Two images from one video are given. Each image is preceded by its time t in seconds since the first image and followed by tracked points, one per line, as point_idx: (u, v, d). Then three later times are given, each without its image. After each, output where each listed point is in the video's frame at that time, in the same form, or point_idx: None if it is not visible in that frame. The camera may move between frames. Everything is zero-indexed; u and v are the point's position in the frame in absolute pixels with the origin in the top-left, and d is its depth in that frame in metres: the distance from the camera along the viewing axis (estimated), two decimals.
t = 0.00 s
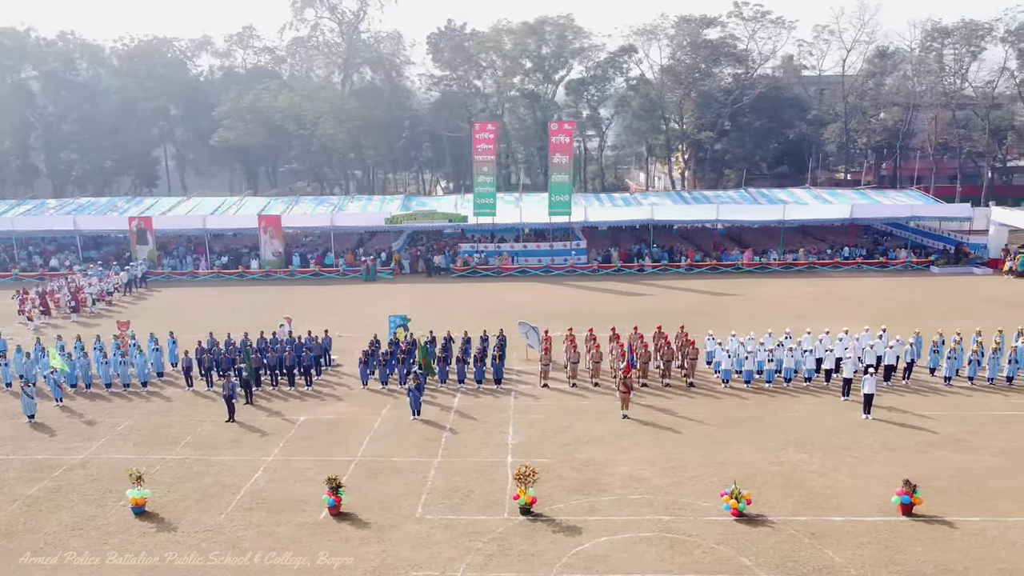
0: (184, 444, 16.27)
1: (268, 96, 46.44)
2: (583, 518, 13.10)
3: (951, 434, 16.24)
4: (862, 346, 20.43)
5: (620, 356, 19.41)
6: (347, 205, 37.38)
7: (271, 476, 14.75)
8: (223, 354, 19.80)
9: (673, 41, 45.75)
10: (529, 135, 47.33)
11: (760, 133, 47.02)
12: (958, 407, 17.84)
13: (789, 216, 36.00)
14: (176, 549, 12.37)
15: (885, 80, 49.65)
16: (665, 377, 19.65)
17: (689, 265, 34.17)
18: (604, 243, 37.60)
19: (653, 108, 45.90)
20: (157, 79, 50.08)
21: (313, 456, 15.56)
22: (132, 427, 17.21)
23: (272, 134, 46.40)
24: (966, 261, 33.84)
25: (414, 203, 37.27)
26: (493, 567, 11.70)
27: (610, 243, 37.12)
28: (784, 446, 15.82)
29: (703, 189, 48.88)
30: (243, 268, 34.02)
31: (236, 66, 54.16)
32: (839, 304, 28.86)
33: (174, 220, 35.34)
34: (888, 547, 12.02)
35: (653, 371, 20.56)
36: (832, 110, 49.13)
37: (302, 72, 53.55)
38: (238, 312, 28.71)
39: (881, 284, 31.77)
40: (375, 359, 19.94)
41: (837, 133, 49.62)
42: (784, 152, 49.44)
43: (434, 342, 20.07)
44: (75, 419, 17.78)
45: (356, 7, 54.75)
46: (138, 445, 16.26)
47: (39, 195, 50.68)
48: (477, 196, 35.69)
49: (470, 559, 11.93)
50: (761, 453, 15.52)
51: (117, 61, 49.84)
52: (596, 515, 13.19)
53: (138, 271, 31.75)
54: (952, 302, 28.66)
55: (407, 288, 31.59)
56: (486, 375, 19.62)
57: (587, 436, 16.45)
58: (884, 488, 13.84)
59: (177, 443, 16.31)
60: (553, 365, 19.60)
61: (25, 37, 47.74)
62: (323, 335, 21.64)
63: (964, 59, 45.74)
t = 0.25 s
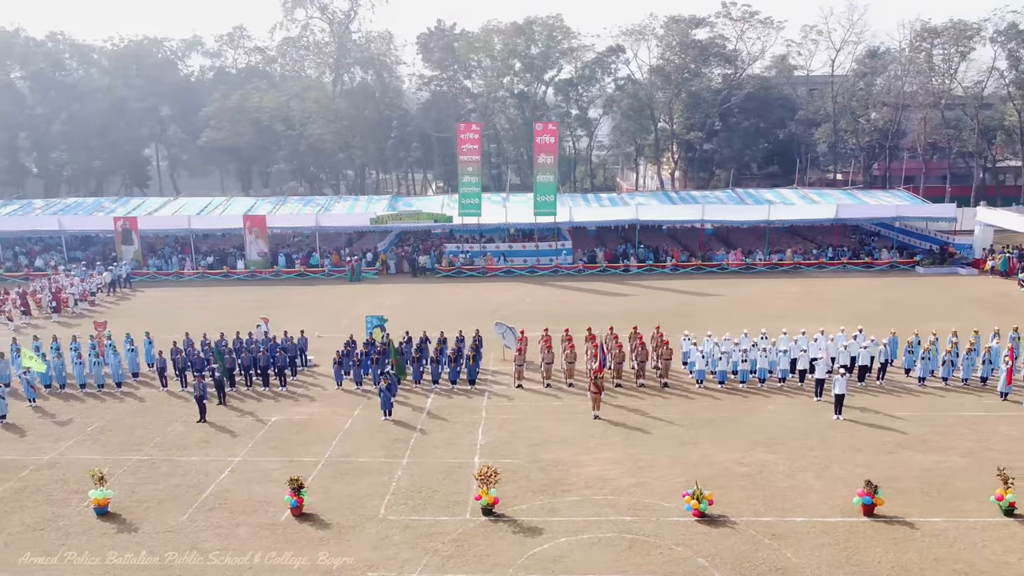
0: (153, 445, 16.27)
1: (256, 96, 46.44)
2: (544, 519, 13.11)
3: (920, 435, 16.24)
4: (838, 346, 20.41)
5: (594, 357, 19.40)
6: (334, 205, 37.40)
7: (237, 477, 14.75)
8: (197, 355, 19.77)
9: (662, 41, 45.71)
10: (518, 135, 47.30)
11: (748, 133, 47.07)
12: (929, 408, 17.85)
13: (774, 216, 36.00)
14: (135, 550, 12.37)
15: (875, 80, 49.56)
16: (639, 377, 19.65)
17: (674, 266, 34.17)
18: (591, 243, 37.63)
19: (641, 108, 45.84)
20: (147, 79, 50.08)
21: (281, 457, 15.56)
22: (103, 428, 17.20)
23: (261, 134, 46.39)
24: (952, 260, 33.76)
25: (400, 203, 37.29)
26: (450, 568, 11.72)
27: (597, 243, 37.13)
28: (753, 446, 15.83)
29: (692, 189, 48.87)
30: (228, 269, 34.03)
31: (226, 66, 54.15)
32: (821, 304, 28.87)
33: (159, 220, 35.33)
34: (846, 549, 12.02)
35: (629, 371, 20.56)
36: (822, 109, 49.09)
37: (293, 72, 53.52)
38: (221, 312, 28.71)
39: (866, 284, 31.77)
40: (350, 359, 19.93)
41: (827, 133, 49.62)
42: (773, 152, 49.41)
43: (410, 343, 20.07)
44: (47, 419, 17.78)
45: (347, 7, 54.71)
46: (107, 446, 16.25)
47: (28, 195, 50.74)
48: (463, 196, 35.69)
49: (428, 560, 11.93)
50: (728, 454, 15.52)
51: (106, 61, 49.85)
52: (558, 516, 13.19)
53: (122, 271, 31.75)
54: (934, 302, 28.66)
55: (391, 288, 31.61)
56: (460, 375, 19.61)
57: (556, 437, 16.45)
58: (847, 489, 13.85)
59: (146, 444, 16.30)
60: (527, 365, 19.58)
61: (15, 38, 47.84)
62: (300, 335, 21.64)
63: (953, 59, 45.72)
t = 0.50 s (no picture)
0: (122, 445, 16.25)
1: (245, 96, 46.53)
2: (506, 519, 13.09)
3: (890, 435, 16.23)
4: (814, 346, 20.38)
5: (568, 357, 19.38)
6: (320, 205, 37.42)
7: (202, 478, 14.72)
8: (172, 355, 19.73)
9: (652, 42, 45.68)
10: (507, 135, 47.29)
11: (738, 134, 47.06)
12: (901, 408, 17.84)
13: (759, 216, 35.99)
14: (94, 551, 12.35)
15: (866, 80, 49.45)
16: (613, 378, 19.64)
17: (659, 266, 34.17)
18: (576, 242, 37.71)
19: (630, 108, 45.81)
20: (137, 79, 50.10)
21: (249, 458, 15.53)
22: (73, 429, 17.18)
23: (250, 135, 46.44)
24: (937, 261, 33.75)
25: (387, 203, 37.31)
26: (406, 569, 11.72)
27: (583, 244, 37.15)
28: (721, 447, 15.81)
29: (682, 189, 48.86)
30: (213, 269, 34.02)
31: (217, 66, 54.12)
32: (804, 304, 28.86)
33: (145, 220, 35.33)
34: (805, 549, 12.00)
35: (604, 372, 20.55)
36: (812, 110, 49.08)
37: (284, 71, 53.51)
38: (203, 312, 28.69)
39: (850, 284, 31.76)
40: (324, 360, 19.90)
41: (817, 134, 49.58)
42: (763, 152, 49.40)
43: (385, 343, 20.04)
44: (18, 420, 17.75)
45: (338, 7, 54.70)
46: (75, 446, 16.22)
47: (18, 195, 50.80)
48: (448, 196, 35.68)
49: (385, 561, 11.92)
50: (696, 454, 15.51)
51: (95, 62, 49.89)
52: (520, 517, 13.18)
53: (107, 272, 31.74)
54: (917, 302, 28.63)
55: (375, 288, 31.63)
56: (434, 376, 19.59)
57: (525, 438, 16.43)
58: (812, 490, 13.82)
59: (115, 445, 16.28)
60: (501, 366, 19.55)
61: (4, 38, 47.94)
62: (276, 335, 21.62)
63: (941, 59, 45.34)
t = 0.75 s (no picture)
0: (91, 446, 16.24)
1: (234, 97, 46.58)
2: (467, 520, 13.08)
3: (859, 435, 16.23)
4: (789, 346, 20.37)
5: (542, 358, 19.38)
6: (307, 206, 37.43)
7: (168, 479, 14.70)
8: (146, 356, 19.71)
9: (641, 42, 45.70)
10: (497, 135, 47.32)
11: (726, 133, 47.13)
12: (873, 408, 17.84)
13: (745, 217, 36.01)
14: (52, 552, 12.34)
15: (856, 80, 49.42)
16: (588, 378, 19.63)
17: (645, 266, 34.17)
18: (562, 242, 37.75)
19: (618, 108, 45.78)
20: (127, 80, 50.08)
21: (216, 459, 15.51)
22: (44, 429, 17.17)
23: (239, 135, 46.47)
24: (922, 261, 33.73)
25: (374, 204, 37.33)
26: (363, 570, 11.71)
27: (569, 243, 37.17)
28: (689, 447, 15.80)
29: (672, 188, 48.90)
30: (199, 269, 34.01)
31: (207, 66, 54.12)
32: (786, 304, 28.86)
33: (131, 221, 35.31)
34: (763, 550, 12.00)
35: (580, 372, 20.55)
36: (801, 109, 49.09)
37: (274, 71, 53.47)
38: (185, 312, 28.68)
39: (834, 284, 31.76)
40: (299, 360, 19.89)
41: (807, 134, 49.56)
42: (752, 152, 49.45)
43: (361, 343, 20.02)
44: None
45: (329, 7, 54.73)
46: (43, 447, 16.20)
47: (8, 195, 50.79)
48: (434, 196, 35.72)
49: (343, 563, 11.91)
50: (664, 455, 15.50)
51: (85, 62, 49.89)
52: (482, 518, 13.17)
53: (91, 272, 31.74)
54: (899, 302, 28.65)
55: (360, 288, 31.67)
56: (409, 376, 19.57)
57: (495, 438, 16.43)
58: (775, 491, 13.82)
59: (83, 445, 16.26)
60: (475, 366, 19.54)
61: None
62: (253, 335, 21.61)
63: (930, 58, 45.15)
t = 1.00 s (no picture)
0: (59, 447, 16.22)
1: (222, 98, 46.59)
2: (429, 522, 13.06)
3: (828, 436, 16.21)
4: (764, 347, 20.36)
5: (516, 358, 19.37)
6: (293, 206, 37.42)
7: (133, 480, 14.67)
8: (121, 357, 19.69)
9: (630, 42, 45.70)
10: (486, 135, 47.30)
11: (715, 134, 47.19)
12: (845, 409, 17.82)
13: (731, 217, 35.98)
14: (11, 552, 12.31)
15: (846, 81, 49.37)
16: (562, 379, 19.62)
17: (630, 266, 34.16)
18: (549, 242, 37.75)
19: (607, 109, 45.78)
20: (116, 80, 50.05)
21: (184, 460, 15.47)
22: (14, 429, 17.15)
23: (228, 135, 46.46)
24: (907, 261, 33.68)
25: (361, 204, 37.34)
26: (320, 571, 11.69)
27: (555, 243, 37.16)
28: (658, 448, 15.79)
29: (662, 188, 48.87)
30: (184, 270, 33.99)
31: (198, 66, 54.10)
32: (769, 305, 28.85)
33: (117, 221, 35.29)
34: (721, 551, 11.99)
35: (555, 372, 20.53)
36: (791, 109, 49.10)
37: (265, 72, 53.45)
38: (168, 312, 28.66)
39: (819, 285, 31.75)
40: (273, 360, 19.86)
41: (796, 134, 49.59)
42: (742, 152, 49.43)
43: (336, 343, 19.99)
44: None
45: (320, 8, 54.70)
46: (12, 448, 16.18)
47: None
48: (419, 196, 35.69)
49: (300, 563, 11.89)
50: (632, 455, 15.48)
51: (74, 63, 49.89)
52: (444, 519, 13.15)
53: (75, 272, 31.72)
54: (882, 303, 28.64)
55: (344, 289, 31.67)
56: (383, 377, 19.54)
57: (464, 439, 16.40)
58: (739, 492, 13.80)
59: (52, 446, 16.23)
60: (450, 367, 19.53)
61: None
62: (229, 336, 21.59)
63: (920, 58, 45.16)
